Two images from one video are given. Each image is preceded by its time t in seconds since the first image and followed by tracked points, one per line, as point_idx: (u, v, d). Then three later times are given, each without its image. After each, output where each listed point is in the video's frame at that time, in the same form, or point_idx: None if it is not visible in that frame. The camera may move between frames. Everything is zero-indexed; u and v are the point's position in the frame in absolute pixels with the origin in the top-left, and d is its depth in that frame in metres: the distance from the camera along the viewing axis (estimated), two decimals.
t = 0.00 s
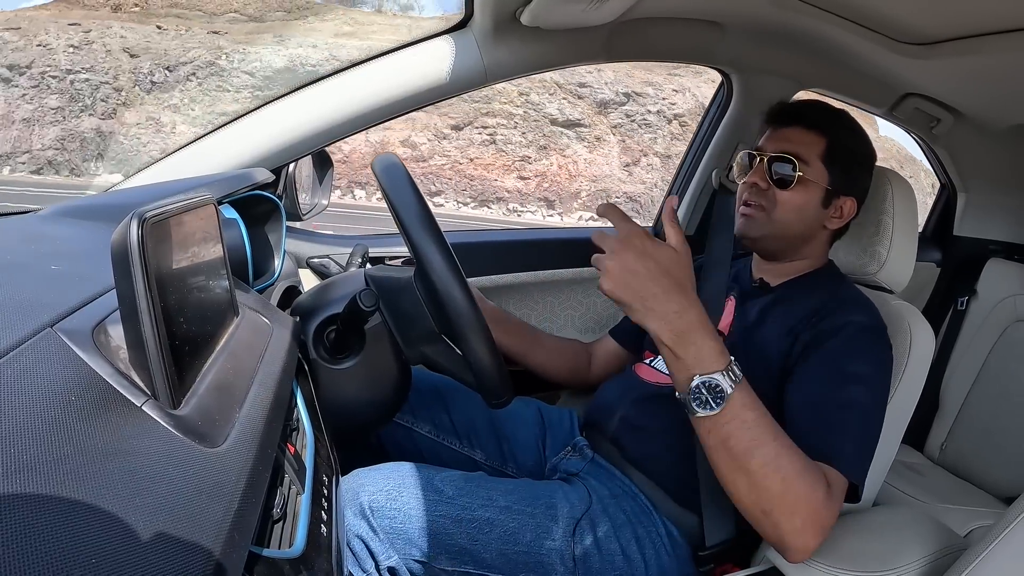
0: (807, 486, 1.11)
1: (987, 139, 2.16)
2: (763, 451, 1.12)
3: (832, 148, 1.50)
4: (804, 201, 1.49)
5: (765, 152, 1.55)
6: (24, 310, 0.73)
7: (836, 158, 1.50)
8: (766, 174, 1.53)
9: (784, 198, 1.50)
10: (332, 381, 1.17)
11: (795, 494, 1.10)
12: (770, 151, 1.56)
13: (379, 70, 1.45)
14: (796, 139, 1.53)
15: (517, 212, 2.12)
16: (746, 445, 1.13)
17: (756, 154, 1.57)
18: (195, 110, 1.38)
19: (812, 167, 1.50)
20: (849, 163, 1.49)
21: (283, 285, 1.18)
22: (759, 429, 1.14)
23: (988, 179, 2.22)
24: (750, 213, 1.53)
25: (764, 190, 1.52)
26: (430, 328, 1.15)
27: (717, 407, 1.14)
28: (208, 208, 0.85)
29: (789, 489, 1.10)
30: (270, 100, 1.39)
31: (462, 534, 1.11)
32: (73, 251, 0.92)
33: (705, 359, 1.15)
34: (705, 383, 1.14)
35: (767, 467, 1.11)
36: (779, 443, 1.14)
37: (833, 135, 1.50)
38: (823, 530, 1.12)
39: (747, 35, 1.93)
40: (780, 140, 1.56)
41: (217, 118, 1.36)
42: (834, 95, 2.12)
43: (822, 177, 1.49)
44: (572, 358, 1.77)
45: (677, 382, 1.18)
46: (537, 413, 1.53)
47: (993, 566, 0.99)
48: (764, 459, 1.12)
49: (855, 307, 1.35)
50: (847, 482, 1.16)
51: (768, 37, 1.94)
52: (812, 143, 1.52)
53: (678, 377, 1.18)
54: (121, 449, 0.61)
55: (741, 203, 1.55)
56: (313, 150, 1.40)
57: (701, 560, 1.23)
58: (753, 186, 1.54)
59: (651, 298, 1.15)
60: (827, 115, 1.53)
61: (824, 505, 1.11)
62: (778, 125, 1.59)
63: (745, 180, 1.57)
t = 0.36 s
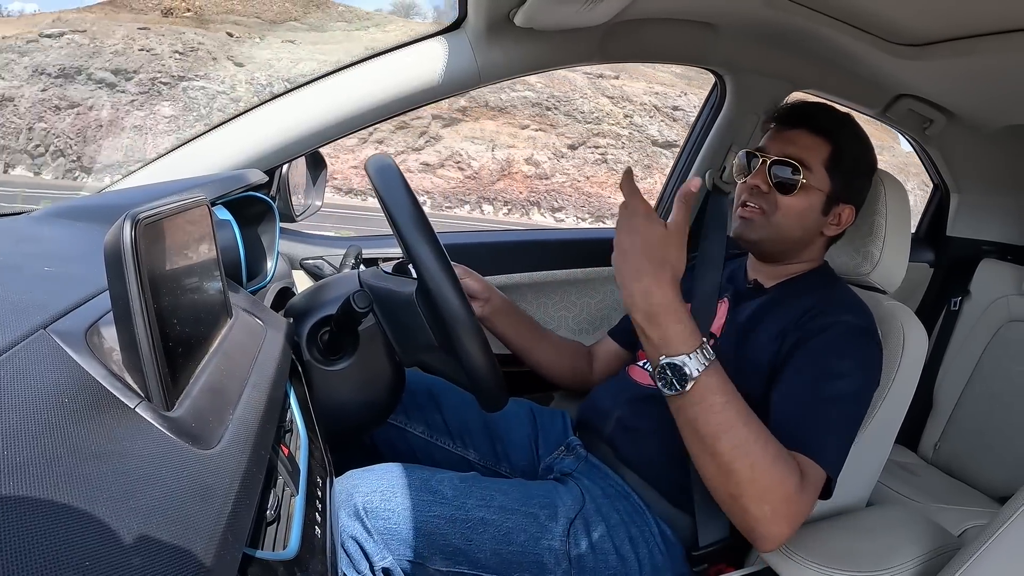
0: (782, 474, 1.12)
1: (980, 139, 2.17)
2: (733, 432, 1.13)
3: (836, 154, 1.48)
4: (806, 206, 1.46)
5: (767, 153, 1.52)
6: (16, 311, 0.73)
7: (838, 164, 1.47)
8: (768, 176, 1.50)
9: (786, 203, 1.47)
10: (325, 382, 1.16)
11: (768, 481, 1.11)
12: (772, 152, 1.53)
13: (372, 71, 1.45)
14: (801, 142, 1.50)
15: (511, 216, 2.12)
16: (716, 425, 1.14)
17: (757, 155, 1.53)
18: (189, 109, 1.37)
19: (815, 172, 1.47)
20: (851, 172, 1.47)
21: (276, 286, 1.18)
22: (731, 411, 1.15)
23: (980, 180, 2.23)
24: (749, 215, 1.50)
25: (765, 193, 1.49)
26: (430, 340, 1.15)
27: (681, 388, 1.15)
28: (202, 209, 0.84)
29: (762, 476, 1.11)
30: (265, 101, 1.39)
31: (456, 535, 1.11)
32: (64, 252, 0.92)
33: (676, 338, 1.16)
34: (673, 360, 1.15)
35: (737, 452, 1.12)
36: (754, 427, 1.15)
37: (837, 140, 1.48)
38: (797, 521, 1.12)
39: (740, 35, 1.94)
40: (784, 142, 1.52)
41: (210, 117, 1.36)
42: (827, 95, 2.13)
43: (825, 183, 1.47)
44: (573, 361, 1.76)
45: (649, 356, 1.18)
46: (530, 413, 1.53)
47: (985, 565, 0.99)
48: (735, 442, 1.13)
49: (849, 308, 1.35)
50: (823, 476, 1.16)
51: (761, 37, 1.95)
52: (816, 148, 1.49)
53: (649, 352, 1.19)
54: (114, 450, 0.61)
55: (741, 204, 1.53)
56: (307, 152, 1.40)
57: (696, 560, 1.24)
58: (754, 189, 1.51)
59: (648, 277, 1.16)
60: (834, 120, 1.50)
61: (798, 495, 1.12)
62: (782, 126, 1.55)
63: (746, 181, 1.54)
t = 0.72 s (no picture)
0: (737, 496, 1.14)
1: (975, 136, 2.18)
2: (682, 478, 1.15)
3: (819, 147, 1.48)
4: (791, 203, 1.47)
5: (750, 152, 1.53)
6: (12, 314, 0.73)
7: (824, 157, 1.47)
8: (752, 175, 1.51)
9: (771, 201, 1.48)
10: (322, 381, 1.17)
11: (724, 507, 1.13)
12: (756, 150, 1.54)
13: (367, 70, 1.45)
14: (783, 139, 1.51)
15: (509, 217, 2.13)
16: (663, 471, 1.15)
17: (741, 153, 1.53)
18: (184, 110, 1.37)
19: (799, 168, 1.48)
20: (837, 164, 1.47)
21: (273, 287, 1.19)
22: (674, 456, 1.16)
23: (975, 176, 2.23)
24: (736, 215, 1.51)
25: (750, 192, 1.51)
26: (429, 344, 1.15)
27: (623, 454, 1.16)
28: (197, 210, 0.84)
29: (718, 504, 1.13)
30: (262, 101, 1.39)
31: (454, 533, 1.11)
32: (59, 254, 0.92)
33: (610, 412, 1.15)
34: (611, 434, 1.15)
35: (690, 493, 1.14)
36: (700, 462, 1.16)
37: (820, 134, 1.48)
38: (761, 528, 1.16)
39: (735, 32, 1.94)
40: (768, 139, 1.53)
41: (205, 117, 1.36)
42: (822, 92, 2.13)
43: (810, 177, 1.47)
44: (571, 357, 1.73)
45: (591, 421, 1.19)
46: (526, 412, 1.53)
47: (983, 560, 1.00)
48: (686, 482, 1.14)
49: (844, 305, 1.36)
50: (784, 480, 1.18)
51: (756, 35, 1.95)
52: (799, 143, 1.49)
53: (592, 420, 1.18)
54: (110, 451, 0.61)
55: (727, 205, 1.54)
56: (302, 152, 1.40)
57: (693, 556, 1.26)
58: (739, 189, 1.52)
59: (575, 358, 1.11)
60: (815, 113, 1.50)
61: (756, 509, 1.15)
62: (764, 123, 1.56)
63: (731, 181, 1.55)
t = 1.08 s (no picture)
0: (733, 503, 1.14)
1: (972, 138, 2.18)
2: (684, 480, 1.15)
3: (830, 156, 1.46)
4: (798, 210, 1.46)
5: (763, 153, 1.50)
6: (7, 314, 0.72)
7: (833, 166, 1.46)
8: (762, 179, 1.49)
9: (777, 207, 1.46)
10: (317, 382, 1.16)
11: (722, 512, 1.14)
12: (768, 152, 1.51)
13: (364, 71, 1.45)
14: (795, 144, 1.48)
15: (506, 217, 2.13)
16: (669, 472, 1.15)
17: (751, 155, 1.51)
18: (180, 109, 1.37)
19: (809, 175, 1.46)
20: (846, 173, 1.46)
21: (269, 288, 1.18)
22: (680, 458, 1.16)
23: (972, 178, 2.24)
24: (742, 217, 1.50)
25: (758, 195, 1.49)
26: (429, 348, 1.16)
27: (634, 454, 1.16)
28: (192, 209, 0.84)
29: (717, 508, 1.13)
30: (259, 100, 1.39)
31: (450, 533, 1.11)
32: (53, 254, 0.91)
33: (625, 411, 1.16)
34: (624, 432, 1.15)
35: (690, 495, 1.14)
36: (703, 465, 1.16)
37: (833, 144, 1.46)
38: (752, 536, 1.16)
39: (732, 33, 1.95)
40: (780, 142, 1.50)
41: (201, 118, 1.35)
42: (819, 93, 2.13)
43: (819, 186, 1.46)
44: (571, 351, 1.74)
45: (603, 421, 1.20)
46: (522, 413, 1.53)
47: (979, 560, 1.00)
48: (689, 485, 1.14)
49: (840, 306, 1.36)
50: (777, 487, 1.18)
51: (753, 36, 1.95)
52: (811, 150, 1.47)
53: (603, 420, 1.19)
54: (106, 452, 0.61)
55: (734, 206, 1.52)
56: (298, 152, 1.40)
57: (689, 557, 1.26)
58: (747, 190, 1.50)
59: (595, 353, 1.13)
60: (829, 120, 1.48)
61: (751, 517, 1.15)
62: (776, 125, 1.53)
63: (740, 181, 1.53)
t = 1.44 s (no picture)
0: (745, 508, 1.14)
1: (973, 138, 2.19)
2: (707, 477, 1.15)
3: (840, 162, 1.45)
4: (805, 215, 1.45)
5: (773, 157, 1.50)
6: (8, 314, 0.73)
7: (842, 171, 1.45)
8: (771, 182, 1.48)
9: (784, 211, 1.46)
10: (318, 382, 1.16)
11: (733, 516, 1.14)
12: (779, 155, 1.50)
13: (364, 70, 1.45)
14: (806, 148, 1.47)
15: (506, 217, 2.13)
16: (695, 465, 1.15)
17: (760, 157, 1.51)
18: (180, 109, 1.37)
19: (818, 180, 1.45)
20: (854, 179, 1.45)
21: (270, 288, 1.18)
22: (710, 451, 1.16)
23: (972, 179, 2.24)
24: (749, 220, 1.49)
25: (765, 197, 1.48)
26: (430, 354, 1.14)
27: (672, 440, 1.16)
28: (193, 209, 0.84)
29: (730, 511, 1.13)
30: (259, 100, 1.39)
31: (450, 532, 1.11)
32: (54, 254, 0.91)
33: (676, 390, 1.17)
34: (666, 414, 1.15)
35: (707, 494, 1.14)
36: (725, 464, 1.17)
37: (843, 150, 1.45)
38: (754, 544, 1.17)
39: (731, 33, 1.95)
40: (791, 145, 1.49)
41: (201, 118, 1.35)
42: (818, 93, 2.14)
43: (827, 191, 1.45)
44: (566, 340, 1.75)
45: (645, 410, 1.19)
46: (522, 413, 1.54)
47: (978, 561, 1.00)
48: (709, 482, 1.14)
49: (837, 307, 1.37)
50: (781, 494, 1.19)
51: (752, 36, 1.95)
52: (821, 155, 1.46)
53: (648, 405, 1.19)
54: (106, 452, 0.61)
55: (743, 208, 1.51)
56: (296, 152, 1.40)
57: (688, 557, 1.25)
58: (755, 192, 1.50)
59: (656, 329, 1.20)
60: (841, 126, 1.47)
61: (759, 525, 1.15)
62: (787, 127, 1.52)
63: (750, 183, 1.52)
